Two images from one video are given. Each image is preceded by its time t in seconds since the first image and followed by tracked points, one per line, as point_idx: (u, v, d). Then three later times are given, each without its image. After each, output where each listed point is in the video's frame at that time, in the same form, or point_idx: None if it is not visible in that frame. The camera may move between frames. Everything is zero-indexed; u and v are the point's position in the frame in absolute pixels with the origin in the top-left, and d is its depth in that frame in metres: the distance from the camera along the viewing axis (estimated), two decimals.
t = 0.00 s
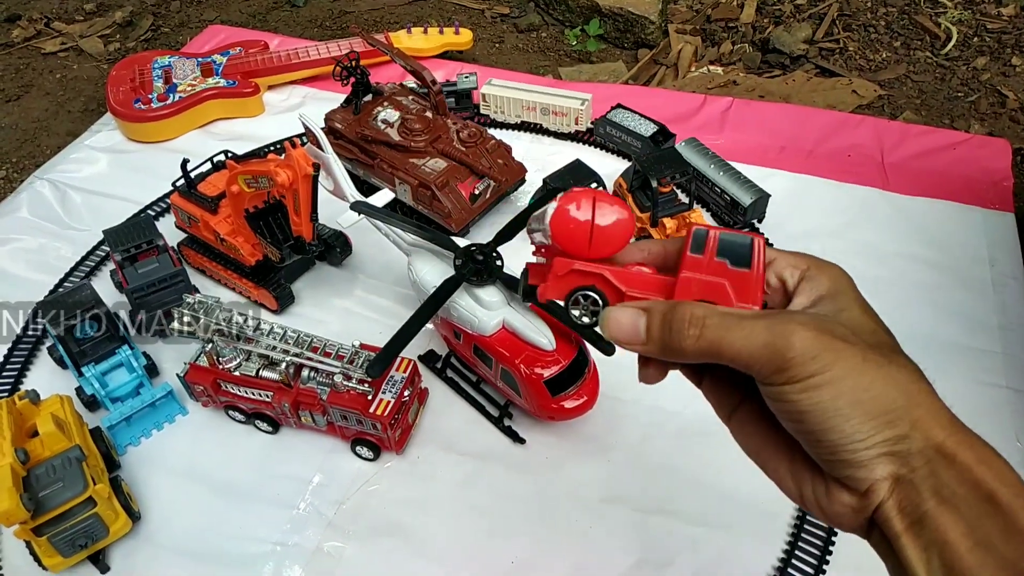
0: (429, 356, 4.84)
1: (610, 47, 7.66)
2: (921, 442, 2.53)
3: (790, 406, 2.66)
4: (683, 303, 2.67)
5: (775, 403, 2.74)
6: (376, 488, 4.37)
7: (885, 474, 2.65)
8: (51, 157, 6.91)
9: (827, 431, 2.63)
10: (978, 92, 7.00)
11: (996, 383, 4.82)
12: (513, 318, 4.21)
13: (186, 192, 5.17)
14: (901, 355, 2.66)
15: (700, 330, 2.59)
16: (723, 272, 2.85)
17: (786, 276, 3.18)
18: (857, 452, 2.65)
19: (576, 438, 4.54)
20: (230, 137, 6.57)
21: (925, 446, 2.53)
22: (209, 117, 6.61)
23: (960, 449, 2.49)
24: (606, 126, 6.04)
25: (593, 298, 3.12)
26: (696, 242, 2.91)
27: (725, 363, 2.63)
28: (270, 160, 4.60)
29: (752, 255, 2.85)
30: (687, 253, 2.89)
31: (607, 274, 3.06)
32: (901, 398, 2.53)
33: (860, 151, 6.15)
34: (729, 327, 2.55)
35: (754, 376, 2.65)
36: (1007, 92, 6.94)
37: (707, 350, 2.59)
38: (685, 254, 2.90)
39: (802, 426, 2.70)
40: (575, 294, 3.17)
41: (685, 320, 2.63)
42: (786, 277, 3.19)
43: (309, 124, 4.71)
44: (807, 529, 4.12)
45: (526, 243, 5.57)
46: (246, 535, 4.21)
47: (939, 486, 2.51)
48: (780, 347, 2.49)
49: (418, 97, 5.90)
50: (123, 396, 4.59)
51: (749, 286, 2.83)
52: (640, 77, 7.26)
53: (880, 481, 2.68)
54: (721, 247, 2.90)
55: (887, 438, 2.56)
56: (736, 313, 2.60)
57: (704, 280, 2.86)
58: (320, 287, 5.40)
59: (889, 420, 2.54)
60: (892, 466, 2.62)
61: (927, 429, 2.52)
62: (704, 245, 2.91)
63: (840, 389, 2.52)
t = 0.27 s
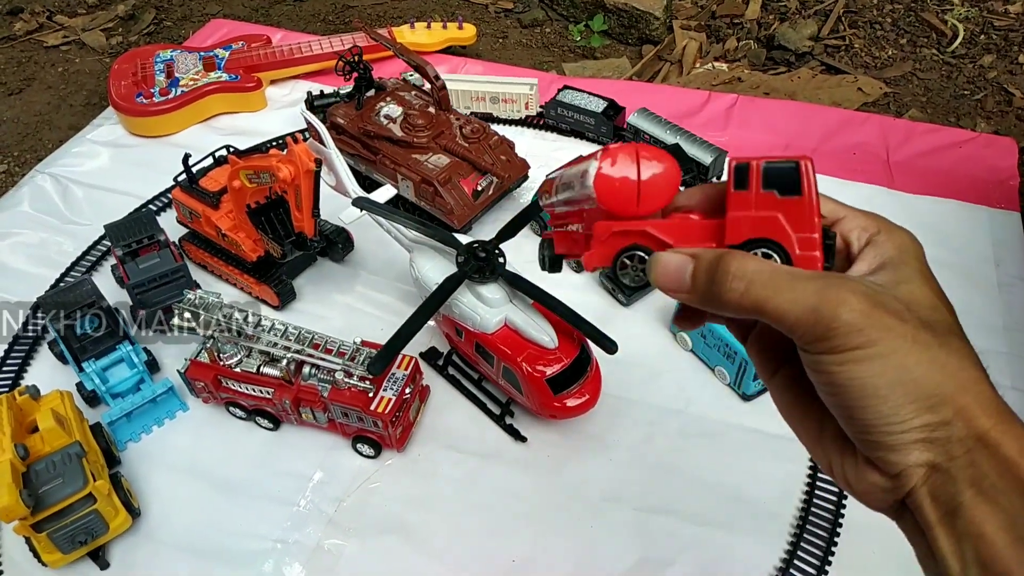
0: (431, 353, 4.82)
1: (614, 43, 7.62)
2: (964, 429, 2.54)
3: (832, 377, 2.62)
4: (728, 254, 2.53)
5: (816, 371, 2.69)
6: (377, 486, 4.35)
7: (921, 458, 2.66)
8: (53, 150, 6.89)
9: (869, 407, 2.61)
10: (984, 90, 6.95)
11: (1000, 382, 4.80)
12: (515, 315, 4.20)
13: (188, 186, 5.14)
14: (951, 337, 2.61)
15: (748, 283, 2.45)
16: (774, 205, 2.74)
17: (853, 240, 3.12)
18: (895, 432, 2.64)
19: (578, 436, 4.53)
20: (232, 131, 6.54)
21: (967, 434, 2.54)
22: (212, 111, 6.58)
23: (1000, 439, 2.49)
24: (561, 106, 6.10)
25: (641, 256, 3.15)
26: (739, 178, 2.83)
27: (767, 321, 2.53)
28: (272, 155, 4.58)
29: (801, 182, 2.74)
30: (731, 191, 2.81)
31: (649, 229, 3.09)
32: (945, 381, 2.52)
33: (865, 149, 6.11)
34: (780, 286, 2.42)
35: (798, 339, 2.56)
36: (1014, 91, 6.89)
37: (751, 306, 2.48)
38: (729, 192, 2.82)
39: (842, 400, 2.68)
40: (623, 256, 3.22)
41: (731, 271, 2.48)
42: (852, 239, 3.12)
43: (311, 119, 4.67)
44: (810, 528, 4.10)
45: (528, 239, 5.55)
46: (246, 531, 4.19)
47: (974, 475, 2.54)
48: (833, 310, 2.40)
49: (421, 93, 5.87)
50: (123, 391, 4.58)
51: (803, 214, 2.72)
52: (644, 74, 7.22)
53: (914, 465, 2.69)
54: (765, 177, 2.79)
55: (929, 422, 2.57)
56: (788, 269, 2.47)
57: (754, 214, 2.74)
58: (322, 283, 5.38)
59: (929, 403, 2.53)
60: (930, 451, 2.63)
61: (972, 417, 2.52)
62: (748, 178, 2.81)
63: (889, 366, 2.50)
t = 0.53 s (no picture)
0: (429, 355, 4.80)
1: (613, 44, 7.62)
2: (958, 455, 2.46)
3: (833, 394, 2.52)
4: (742, 262, 2.44)
5: (816, 387, 2.59)
6: (375, 489, 4.34)
7: (908, 481, 2.55)
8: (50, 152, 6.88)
9: (863, 427, 2.50)
10: (983, 92, 6.95)
11: (999, 385, 4.79)
12: (513, 317, 4.19)
13: (185, 189, 5.14)
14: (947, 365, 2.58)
15: (760, 296, 2.36)
16: (789, 213, 2.59)
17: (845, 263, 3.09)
18: (886, 454, 2.53)
19: (576, 439, 4.51)
20: (230, 133, 6.53)
21: (960, 459, 2.46)
22: (209, 113, 6.56)
23: (991, 468, 2.44)
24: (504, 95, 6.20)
25: (648, 262, 2.99)
26: (753, 183, 2.66)
27: (775, 335, 2.44)
28: (268, 157, 4.57)
29: (818, 189, 2.58)
30: (745, 198, 2.64)
31: (656, 234, 2.93)
32: (944, 408, 2.45)
33: (863, 150, 6.10)
34: (793, 297, 2.35)
35: (804, 354, 2.47)
36: (1013, 92, 6.88)
37: (760, 317, 2.39)
38: (743, 198, 2.66)
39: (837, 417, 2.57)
40: (628, 264, 3.05)
41: (743, 281, 2.38)
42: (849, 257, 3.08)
43: (308, 121, 4.66)
44: (809, 530, 4.09)
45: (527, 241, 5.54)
46: (244, 534, 4.18)
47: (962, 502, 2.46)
48: (845, 330, 2.33)
49: (419, 94, 5.86)
50: (120, 394, 4.56)
51: (821, 223, 2.56)
52: (643, 75, 7.21)
53: (899, 487, 2.58)
54: (782, 183, 2.63)
55: (923, 447, 2.48)
56: (802, 283, 2.39)
57: (767, 223, 2.60)
58: (319, 285, 5.37)
59: (927, 428, 2.44)
60: (919, 475, 2.53)
61: (967, 444, 2.45)
62: (763, 184, 2.65)
63: (892, 387, 2.41)
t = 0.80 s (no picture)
0: (427, 357, 4.80)
1: (612, 46, 7.62)
2: (909, 493, 2.59)
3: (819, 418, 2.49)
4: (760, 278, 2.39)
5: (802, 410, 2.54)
6: (373, 491, 4.34)
7: (862, 516, 2.59)
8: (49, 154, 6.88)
9: (841, 455, 2.49)
10: (981, 95, 6.97)
11: (997, 388, 4.79)
12: (511, 319, 4.20)
13: (184, 191, 5.15)
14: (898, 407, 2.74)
15: (779, 310, 2.31)
16: (799, 239, 2.75)
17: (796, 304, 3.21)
18: (852, 487, 2.55)
19: (574, 441, 4.51)
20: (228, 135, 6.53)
21: (911, 497, 2.59)
22: (209, 115, 6.57)
23: (933, 507, 2.61)
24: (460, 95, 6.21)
25: (655, 277, 2.86)
26: (766, 207, 2.81)
27: (779, 352, 2.40)
28: (266, 159, 4.57)
29: (826, 217, 2.77)
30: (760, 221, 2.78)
31: (666, 249, 2.87)
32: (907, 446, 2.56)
33: (862, 153, 6.11)
34: (808, 319, 2.34)
35: (804, 374, 2.43)
36: (1011, 95, 6.90)
37: (774, 333, 2.34)
38: (756, 221, 2.79)
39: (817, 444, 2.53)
40: (634, 277, 2.88)
41: (763, 292, 2.33)
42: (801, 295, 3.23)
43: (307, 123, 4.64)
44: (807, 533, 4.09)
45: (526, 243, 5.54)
46: (241, 536, 4.17)
47: (905, 537, 2.57)
48: (854, 358, 2.34)
49: (417, 96, 5.87)
50: (118, 396, 4.55)
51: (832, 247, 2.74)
52: (642, 78, 7.22)
53: (851, 521, 2.60)
54: (794, 210, 2.79)
55: (886, 482, 2.56)
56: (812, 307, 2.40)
57: (778, 246, 2.73)
58: (318, 287, 5.37)
59: (893, 462, 2.52)
60: (873, 511, 2.59)
61: (918, 483, 2.59)
62: (775, 209, 2.80)
63: (876, 421, 2.47)
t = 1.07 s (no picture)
0: (427, 357, 4.80)
1: (611, 47, 7.63)
2: (878, 503, 2.69)
3: (800, 427, 2.53)
4: (750, 281, 2.43)
5: (783, 417, 2.58)
6: (372, 491, 4.34)
7: (831, 525, 2.66)
8: (48, 155, 6.88)
9: (820, 465, 2.54)
10: (979, 95, 6.99)
11: (995, 388, 4.80)
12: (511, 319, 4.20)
13: (183, 192, 5.14)
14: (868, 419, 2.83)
15: (767, 313, 2.36)
16: (784, 241, 2.85)
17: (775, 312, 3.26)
18: (826, 497, 2.60)
19: (574, 441, 4.52)
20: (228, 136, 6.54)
21: (879, 507, 2.69)
22: (208, 116, 6.57)
23: (896, 517, 2.72)
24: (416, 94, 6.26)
25: (644, 284, 2.85)
26: (749, 212, 2.89)
27: (766, 356, 2.44)
28: (265, 160, 4.58)
29: (808, 220, 2.89)
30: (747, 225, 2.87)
31: (654, 256, 2.89)
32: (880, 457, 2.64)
33: (860, 154, 6.13)
34: (797, 325, 2.38)
35: (788, 380, 2.47)
36: (1009, 96, 6.92)
37: (761, 337, 2.38)
38: (740, 226, 2.88)
39: (797, 453, 2.56)
40: (623, 285, 2.87)
41: (751, 294, 2.38)
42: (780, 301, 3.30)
43: (308, 124, 4.56)
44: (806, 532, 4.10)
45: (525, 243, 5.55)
46: (241, 537, 4.18)
47: (872, 547, 2.70)
48: (837, 368, 2.39)
49: (416, 97, 5.87)
50: (118, 396, 4.56)
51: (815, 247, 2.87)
52: (641, 78, 7.23)
53: (821, 529, 2.67)
54: (777, 213, 2.89)
55: (858, 492, 2.64)
56: (799, 315, 2.44)
57: (763, 250, 2.84)
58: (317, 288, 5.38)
59: (866, 472, 2.60)
60: (843, 520, 2.67)
61: (886, 495, 2.69)
62: (758, 213, 2.89)
63: (855, 432, 2.53)
